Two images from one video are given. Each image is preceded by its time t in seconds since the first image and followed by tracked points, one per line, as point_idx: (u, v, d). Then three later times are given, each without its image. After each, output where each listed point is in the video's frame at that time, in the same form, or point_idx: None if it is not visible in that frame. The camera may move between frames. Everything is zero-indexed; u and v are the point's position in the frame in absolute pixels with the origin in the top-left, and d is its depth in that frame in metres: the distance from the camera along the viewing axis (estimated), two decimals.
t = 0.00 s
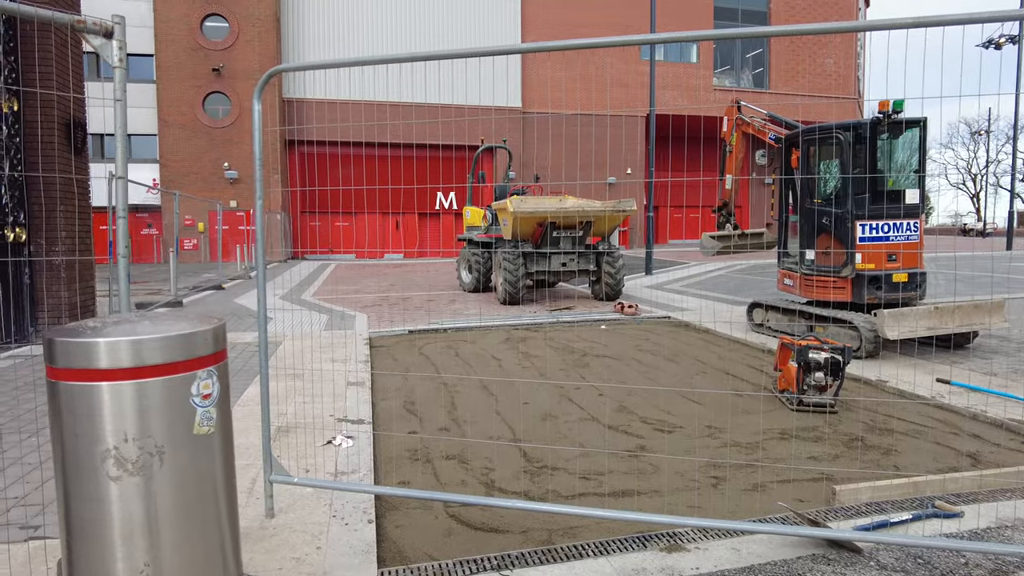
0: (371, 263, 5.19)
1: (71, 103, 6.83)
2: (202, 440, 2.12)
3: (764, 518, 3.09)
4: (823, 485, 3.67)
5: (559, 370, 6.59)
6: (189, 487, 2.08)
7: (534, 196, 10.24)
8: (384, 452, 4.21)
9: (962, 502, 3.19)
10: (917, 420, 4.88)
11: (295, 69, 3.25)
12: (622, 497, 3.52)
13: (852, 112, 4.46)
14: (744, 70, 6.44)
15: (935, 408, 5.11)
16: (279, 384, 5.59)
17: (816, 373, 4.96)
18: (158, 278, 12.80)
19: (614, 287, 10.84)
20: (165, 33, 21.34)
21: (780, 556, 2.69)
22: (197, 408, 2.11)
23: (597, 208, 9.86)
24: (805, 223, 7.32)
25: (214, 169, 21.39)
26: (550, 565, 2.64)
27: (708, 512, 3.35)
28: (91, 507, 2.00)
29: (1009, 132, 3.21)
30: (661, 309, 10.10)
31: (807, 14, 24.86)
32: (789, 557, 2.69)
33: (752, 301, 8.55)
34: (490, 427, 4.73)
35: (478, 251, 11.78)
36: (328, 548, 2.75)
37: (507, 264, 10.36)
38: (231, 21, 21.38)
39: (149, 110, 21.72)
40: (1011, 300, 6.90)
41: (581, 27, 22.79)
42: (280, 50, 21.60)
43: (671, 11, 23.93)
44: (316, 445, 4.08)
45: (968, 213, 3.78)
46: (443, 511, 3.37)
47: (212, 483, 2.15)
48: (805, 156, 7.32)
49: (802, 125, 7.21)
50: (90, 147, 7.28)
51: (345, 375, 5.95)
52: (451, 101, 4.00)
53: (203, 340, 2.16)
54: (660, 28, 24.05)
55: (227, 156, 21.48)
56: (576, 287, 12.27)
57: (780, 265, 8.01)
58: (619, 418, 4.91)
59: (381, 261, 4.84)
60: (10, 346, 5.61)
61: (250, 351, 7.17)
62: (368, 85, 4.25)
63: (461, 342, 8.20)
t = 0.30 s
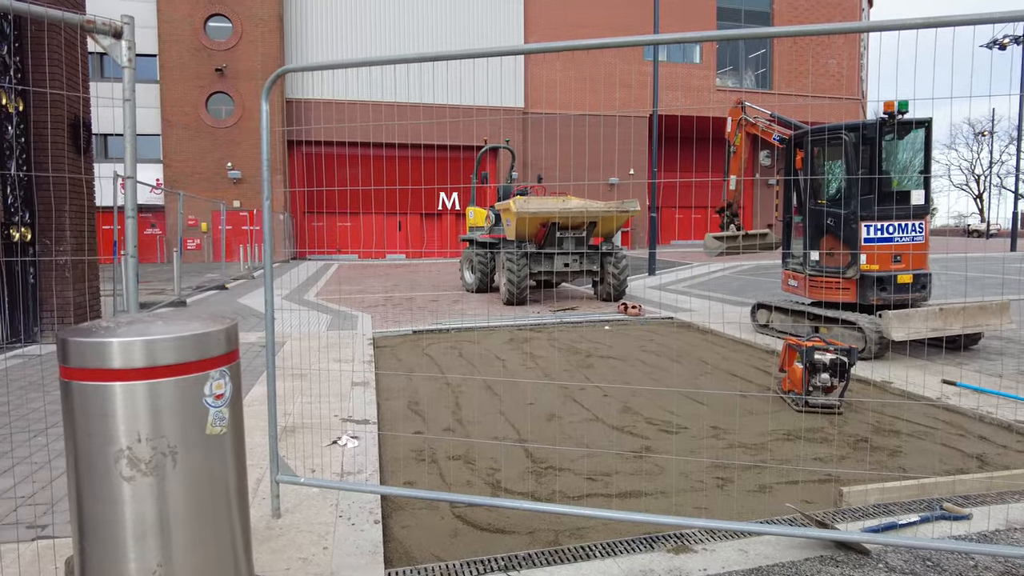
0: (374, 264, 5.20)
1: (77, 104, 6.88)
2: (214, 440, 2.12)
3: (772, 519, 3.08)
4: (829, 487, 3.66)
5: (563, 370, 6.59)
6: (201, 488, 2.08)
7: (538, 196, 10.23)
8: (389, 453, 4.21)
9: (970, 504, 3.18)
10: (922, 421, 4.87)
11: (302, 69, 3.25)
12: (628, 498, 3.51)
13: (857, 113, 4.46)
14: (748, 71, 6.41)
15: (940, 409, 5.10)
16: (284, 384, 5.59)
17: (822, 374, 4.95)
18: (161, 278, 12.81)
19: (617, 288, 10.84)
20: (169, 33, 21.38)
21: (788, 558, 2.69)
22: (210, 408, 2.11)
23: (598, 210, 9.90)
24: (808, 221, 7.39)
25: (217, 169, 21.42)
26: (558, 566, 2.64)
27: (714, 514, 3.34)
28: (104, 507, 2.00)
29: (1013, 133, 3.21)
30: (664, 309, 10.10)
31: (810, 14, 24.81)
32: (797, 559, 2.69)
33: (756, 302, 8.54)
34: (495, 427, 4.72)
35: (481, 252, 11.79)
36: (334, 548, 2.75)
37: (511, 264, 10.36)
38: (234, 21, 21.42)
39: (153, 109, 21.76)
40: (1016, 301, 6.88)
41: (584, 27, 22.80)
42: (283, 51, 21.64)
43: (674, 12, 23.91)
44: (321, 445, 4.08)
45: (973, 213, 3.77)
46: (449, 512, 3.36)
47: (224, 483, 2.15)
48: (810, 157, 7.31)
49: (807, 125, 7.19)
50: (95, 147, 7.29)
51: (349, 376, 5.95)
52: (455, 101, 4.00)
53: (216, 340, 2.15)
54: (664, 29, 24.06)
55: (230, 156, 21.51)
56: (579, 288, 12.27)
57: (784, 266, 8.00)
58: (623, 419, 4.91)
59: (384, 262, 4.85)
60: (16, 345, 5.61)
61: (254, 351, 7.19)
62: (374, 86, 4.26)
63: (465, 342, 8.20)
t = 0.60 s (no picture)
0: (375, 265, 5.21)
1: (78, 103, 6.85)
2: (208, 441, 2.10)
3: (776, 521, 3.05)
4: (834, 488, 3.63)
5: (566, 370, 6.57)
6: (195, 490, 2.06)
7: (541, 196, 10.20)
8: (390, 453, 4.18)
9: (977, 506, 3.14)
10: (927, 422, 4.83)
11: (302, 67, 3.23)
12: (630, 499, 3.48)
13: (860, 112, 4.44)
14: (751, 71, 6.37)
15: (946, 410, 5.06)
16: (285, 384, 5.58)
17: (826, 374, 4.92)
18: (164, 278, 12.82)
19: (620, 288, 10.82)
20: (172, 34, 21.42)
21: (793, 560, 2.66)
22: (204, 408, 2.09)
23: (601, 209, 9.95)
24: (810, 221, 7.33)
25: (220, 169, 21.44)
26: (560, 568, 2.61)
27: (717, 515, 3.31)
28: (97, 509, 1.98)
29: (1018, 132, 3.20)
30: (667, 309, 10.07)
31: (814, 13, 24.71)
32: (802, 561, 2.65)
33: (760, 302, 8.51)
34: (497, 427, 4.70)
35: (484, 252, 11.76)
36: (334, 549, 2.73)
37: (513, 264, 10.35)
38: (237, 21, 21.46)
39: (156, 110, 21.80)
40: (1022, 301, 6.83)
41: (587, 26, 22.76)
42: (286, 51, 21.67)
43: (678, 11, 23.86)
44: (322, 445, 4.06)
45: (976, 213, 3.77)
46: (450, 512, 3.34)
47: (219, 483, 2.13)
48: (813, 155, 7.27)
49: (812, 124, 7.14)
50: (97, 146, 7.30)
51: (350, 375, 5.93)
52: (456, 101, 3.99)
53: (211, 339, 2.14)
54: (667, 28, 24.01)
55: (234, 156, 21.53)
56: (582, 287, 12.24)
57: (788, 266, 7.96)
58: (626, 419, 4.88)
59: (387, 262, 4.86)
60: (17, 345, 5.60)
61: (256, 350, 7.18)
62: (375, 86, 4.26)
63: (467, 342, 8.18)
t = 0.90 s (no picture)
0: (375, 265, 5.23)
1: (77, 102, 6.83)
2: (202, 445, 2.07)
3: (781, 523, 3.02)
4: (839, 490, 3.59)
5: (567, 370, 6.53)
6: (189, 495, 2.02)
7: (541, 195, 10.16)
8: (391, 454, 4.14)
9: (984, 509, 3.10)
10: (932, 423, 4.79)
11: (300, 64, 3.20)
12: (633, 501, 3.44)
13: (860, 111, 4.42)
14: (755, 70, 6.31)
15: (951, 410, 5.02)
16: (285, 385, 5.55)
17: (829, 374, 4.89)
18: (164, 279, 12.78)
19: (621, 287, 10.78)
20: (172, 34, 21.41)
21: (798, 563, 2.62)
22: (197, 412, 2.06)
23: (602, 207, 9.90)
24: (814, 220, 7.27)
25: (220, 169, 21.39)
26: (562, 572, 2.58)
27: (720, 517, 3.27)
28: (87, 516, 1.95)
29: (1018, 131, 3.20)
30: (669, 309, 10.04)
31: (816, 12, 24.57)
32: (807, 564, 2.62)
33: (762, 300, 8.48)
34: (498, 428, 4.67)
35: (485, 252, 11.73)
36: (333, 553, 2.70)
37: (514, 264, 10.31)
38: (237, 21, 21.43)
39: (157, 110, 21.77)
40: None
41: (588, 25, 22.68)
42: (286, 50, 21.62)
43: (679, 10, 23.80)
44: (322, 446, 4.02)
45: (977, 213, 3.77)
46: (451, 515, 3.30)
47: (213, 487, 2.10)
48: (816, 154, 7.25)
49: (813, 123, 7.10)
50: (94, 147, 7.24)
51: (350, 376, 5.90)
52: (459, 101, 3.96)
53: (205, 340, 2.10)
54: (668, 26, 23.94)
55: (234, 155, 21.48)
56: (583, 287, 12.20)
57: (790, 266, 7.95)
58: (628, 420, 4.84)
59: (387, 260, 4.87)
60: (15, 346, 5.58)
61: (256, 351, 7.14)
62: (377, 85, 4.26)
63: (468, 342, 8.14)
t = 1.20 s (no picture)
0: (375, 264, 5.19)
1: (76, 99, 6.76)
2: (197, 447, 2.01)
3: (791, 526, 2.96)
4: (849, 491, 3.53)
5: (570, 370, 6.47)
6: (184, 499, 1.96)
7: (543, 193, 10.08)
8: (392, 455, 4.08)
9: (998, 511, 3.04)
10: (941, 423, 4.73)
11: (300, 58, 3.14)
12: (640, 503, 3.38)
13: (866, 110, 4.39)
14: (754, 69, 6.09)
15: (959, 411, 4.96)
16: (285, 384, 5.49)
17: (836, 373, 4.83)
18: (164, 277, 12.72)
19: (623, 286, 10.72)
20: (172, 32, 21.35)
21: (810, 567, 2.56)
22: (192, 413, 2.00)
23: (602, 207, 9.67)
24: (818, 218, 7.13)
25: (221, 168, 21.29)
26: None
27: (729, 519, 3.21)
28: (77, 523, 1.88)
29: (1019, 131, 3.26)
30: (670, 308, 9.99)
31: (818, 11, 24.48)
32: (820, 568, 2.56)
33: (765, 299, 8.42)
34: (501, 428, 4.60)
35: (486, 251, 11.66)
36: (334, 556, 2.64)
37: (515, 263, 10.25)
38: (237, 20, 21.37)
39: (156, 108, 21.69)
40: None
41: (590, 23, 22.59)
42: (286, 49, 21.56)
43: (682, 9, 23.70)
44: (323, 446, 3.96)
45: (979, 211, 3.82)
46: (454, 517, 3.24)
47: (208, 490, 2.04)
48: (821, 152, 7.19)
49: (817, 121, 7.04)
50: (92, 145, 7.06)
51: (351, 375, 5.84)
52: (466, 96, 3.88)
53: (201, 338, 2.04)
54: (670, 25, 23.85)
55: (234, 154, 21.38)
56: (585, 286, 12.14)
57: (794, 264, 7.88)
58: (633, 420, 4.78)
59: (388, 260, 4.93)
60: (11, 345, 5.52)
61: (255, 350, 7.08)
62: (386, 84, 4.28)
63: (469, 341, 8.08)
